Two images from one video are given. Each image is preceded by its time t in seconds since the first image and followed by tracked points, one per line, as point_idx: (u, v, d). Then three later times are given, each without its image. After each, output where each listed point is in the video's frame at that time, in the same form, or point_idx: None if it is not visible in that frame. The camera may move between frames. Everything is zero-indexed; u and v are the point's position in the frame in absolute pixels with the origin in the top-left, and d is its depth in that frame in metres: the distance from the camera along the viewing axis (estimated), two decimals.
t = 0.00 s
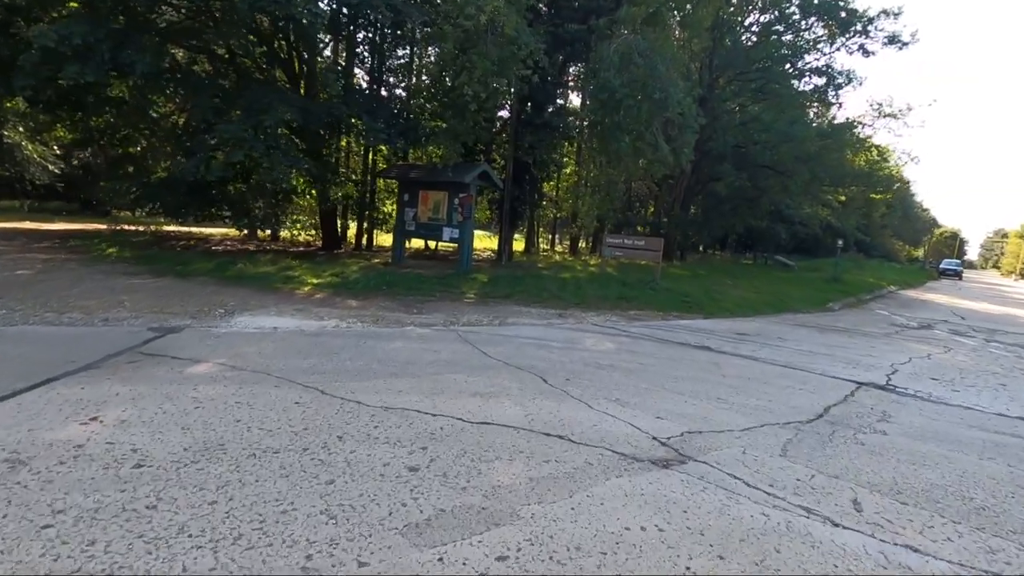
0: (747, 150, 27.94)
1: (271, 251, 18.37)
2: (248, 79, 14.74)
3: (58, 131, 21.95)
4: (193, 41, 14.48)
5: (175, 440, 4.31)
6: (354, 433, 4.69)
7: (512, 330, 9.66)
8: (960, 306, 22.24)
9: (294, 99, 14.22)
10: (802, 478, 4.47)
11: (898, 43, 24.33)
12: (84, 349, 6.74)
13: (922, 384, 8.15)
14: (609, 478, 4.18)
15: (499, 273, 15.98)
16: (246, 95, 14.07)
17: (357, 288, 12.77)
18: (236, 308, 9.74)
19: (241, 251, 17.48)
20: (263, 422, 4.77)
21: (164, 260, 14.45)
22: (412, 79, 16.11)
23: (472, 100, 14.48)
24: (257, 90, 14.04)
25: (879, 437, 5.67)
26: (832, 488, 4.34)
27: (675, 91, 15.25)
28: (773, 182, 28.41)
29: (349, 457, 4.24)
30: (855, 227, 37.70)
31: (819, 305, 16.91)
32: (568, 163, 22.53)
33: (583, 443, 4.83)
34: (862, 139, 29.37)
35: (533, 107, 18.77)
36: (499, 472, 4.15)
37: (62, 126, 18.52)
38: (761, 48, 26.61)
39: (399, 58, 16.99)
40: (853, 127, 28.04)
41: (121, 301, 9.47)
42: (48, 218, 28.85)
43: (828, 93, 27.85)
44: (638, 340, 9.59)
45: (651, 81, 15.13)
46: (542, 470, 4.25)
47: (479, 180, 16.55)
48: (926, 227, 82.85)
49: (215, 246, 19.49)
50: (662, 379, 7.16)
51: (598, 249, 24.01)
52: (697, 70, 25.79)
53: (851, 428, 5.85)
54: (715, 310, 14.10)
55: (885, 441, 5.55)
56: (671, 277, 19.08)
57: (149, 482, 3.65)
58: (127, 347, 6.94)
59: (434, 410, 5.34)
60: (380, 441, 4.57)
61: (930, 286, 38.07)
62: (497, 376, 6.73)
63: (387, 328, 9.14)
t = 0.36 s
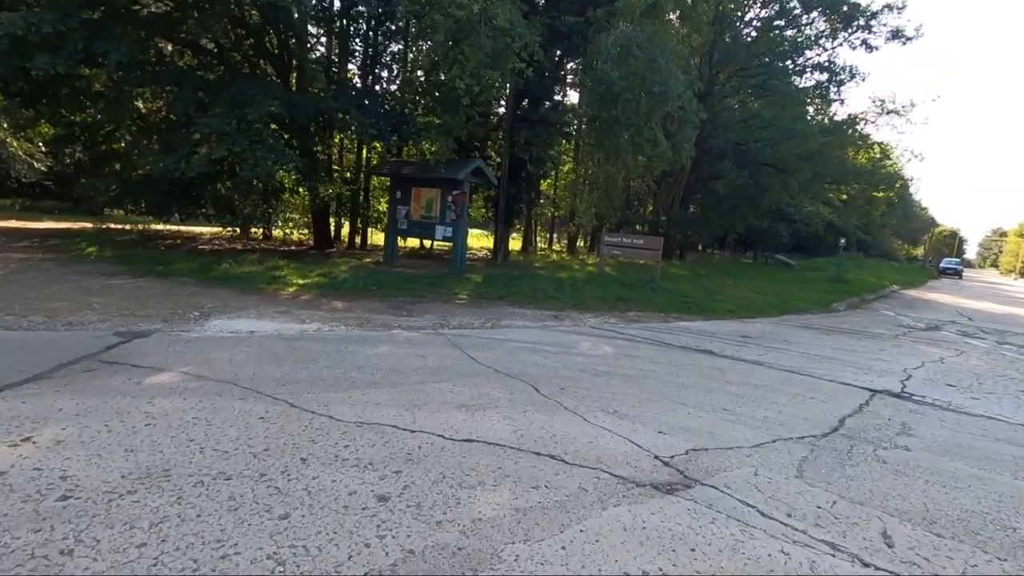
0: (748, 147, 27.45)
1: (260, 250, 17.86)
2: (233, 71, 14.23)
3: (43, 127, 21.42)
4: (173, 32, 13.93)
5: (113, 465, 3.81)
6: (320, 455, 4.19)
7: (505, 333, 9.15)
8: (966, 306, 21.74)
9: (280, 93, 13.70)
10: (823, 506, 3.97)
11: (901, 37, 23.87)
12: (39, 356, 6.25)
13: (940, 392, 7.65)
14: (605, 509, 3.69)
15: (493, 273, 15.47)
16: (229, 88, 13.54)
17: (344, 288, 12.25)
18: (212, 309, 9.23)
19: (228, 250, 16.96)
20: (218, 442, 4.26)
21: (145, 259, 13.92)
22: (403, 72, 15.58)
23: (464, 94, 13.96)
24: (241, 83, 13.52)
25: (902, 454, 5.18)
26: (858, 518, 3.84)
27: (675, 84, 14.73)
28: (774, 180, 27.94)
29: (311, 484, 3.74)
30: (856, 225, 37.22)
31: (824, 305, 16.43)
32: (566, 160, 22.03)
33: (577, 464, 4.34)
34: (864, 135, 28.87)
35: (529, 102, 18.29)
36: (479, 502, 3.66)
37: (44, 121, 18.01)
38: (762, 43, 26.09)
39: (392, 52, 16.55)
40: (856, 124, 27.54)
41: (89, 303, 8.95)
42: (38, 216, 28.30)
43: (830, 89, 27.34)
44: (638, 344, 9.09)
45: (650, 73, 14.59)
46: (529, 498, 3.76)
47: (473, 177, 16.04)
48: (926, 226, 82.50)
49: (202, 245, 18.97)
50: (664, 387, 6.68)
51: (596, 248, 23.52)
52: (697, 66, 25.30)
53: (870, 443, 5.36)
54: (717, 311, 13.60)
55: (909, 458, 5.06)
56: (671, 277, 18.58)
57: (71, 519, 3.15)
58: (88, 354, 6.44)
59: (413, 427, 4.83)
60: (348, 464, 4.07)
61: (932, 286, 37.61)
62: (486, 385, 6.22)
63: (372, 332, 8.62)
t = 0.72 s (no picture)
0: (748, 145, 26.92)
1: (246, 250, 17.29)
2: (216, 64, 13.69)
3: (25, 123, 20.84)
4: (151, 24, 13.32)
5: (30, 509, 3.28)
6: (277, 492, 3.66)
7: (496, 341, 8.62)
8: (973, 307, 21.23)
9: (263, 87, 13.13)
10: (855, 554, 3.45)
11: (905, 33, 23.36)
12: None
13: (963, 405, 7.12)
14: (603, 561, 3.17)
15: (488, 275, 14.92)
16: (210, 81, 12.96)
17: (330, 291, 11.70)
18: (185, 316, 8.68)
19: (213, 250, 16.40)
20: (161, 477, 3.73)
21: (123, 260, 13.37)
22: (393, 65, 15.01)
23: (455, 88, 13.39)
24: (223, 76, 12.95)
25: (934, 482, 4.66)
26: (895, 568, 3.33)
27: (675, 79, 14.15)
28: (774, 178, 27.43)
29: (262, 532, 3.21)
30: (858, 224, 36.72)
31: (828, 307, 15.93)
32: (564, 158, 21.48)
33: (571, 501, 3.81)
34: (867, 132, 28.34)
35: (525, 98, 17.76)
36: (457, 552, 3.14)
37: (23, 116, 17.45)
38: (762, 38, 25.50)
39: (385, 47, 16.12)
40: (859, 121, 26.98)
41: (53, 309, 8.40)
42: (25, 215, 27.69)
43: (833, 86, 26.80)
44: (637, 352, 8.58)
45: (649, 67, 13.98)
46: (514, 547, 3.24)
47: (467, 174, 15.48)
48: (924, 225, 82.29)
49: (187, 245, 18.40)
50: (666, 402, 6.16)
51: (594, 247, 22.97)
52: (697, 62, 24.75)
53: (896, 469, 4.85)
54: (719, 313, 13.09)
55: (944, 488, 4.53)
56: (671, 278, 18.04)
57: None
58: (38, 366, 5.92)
59: (389, 455, 4.31)
60: (308, 504, 3.55)
61: (934, 285, 37.16)
62: (472, 402, 5.69)
63: (354, 340, 8.08)
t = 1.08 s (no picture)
0: (750, 143, 26.39)
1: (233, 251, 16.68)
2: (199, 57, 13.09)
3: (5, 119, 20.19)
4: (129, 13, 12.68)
5: None
6: (230, 540, 3.10)
7: (491, 349, 8.03)
8: (981, 309, 20.73)
9: (247, 80, 12.53)
10: None
11: (910, 29, 22.89)
12: None
13: (996, 420, 6.58)
14: None
15: (483, 276, 14.34)
16: (191, 74, 12.37)
17: (317, 294, 11.10)
18: (156, 322, 8.06)
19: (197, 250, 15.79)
20: (93, 522, 3.16)
21: (101, 261, 12.76)
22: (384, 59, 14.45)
23: (449, 81, 12.82)
24: (206, 68, 12.35)
25: (985, 515, 4.12)
26: None
27: (679, 73, 13.56)
28: (776, 177, 26.94)
29: None
30: (859, 224, 36.27)
31: (835, 309, 15.43)
32: (562, 156, 20.93)
33: (576, 548, 3.26)
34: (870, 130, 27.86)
35: (523, 93, 17.20)
36: None
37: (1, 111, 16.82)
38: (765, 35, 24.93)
39: (377, 40, 15.54)
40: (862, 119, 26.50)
41: (15, 315, 7.81)
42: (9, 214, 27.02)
43: (836, 83, 26.29)
44: (642, 360, 8.01)
45: (652, 61, 13.40)
46: None
47: (462, 172, 14.92)
48: (922, 225, 82.10)
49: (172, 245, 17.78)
50: (677, 418, 5.62)
51: (593, 247, 22.43)
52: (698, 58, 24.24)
53: (941, 499, 4.32)
54: (724, 316, 12.57)
55: (999, 523, 3.99)
56: (672, 279, 17.50)
57: None
58: None
59: (368, 489, 3.75)
60: (265, 556, 2.99)
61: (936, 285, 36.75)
62: (463, 421, 5.12)
63: (337, 349, 7.48)
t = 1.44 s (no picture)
0: (749, 141, 25.91)
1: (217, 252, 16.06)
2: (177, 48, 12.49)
3: None
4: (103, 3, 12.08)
5: None
6: None
7: (481, 357, 7.47)
8: (986, 310, 20.30)
9: (227, 72, 11.93)
10: None
11: (913, 25, 22.47)
12: None
13: None
14: None
15: (476, 278, 13.78)
16: (167, 66, 11.76)
17: (300, 298, 10.51)
18: (119, 330, 7.46)
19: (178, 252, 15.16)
20: None
21: (73, 263, 12.14)
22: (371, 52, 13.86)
23: (439, 74, 12.24)
24: (183, 61, 11.75)
25: None
26: None
27: (680, 66, 13.03)
28: (776, 176, 26.49)
29: None
30: (858, 223, 35.90)
31: (840, 311, 14.93)
32: (558, 155, 20.40)
33: None
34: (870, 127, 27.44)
35: (517, 89, 16.66)
36: None
37: None
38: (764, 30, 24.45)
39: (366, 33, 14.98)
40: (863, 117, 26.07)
41: None
42: None
43: (837, 80, 25.84)
44: (644, 369, 7.46)
45: (652, 54, 12.85)
46: None
47: (453, 170, 14.35)
48: (918, 225, 82.01)
49: (153, 247, 17.12)
50: (685, 437, 5.07)
51: (590, 248, 21.91)
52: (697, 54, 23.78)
53: (991, 534, 3.77)
54: (727, 320, 12.04)
55: None
56: (671, 280, 16.98)
57: None
58: None
59: (328, 532, 3.19)
60: None
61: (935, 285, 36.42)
62: (446, 443, 4.55)
63: (314, 358, 6.90)
